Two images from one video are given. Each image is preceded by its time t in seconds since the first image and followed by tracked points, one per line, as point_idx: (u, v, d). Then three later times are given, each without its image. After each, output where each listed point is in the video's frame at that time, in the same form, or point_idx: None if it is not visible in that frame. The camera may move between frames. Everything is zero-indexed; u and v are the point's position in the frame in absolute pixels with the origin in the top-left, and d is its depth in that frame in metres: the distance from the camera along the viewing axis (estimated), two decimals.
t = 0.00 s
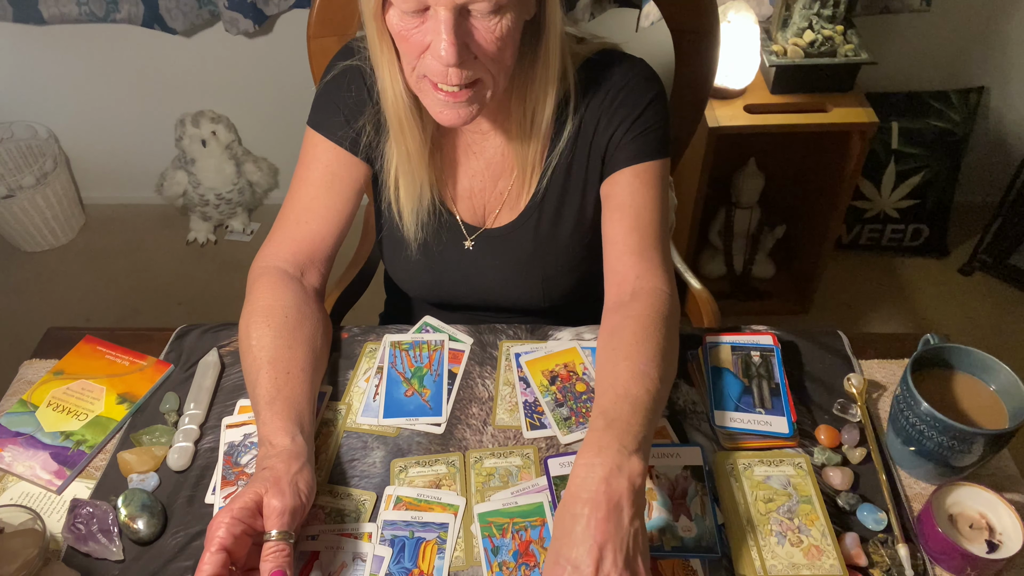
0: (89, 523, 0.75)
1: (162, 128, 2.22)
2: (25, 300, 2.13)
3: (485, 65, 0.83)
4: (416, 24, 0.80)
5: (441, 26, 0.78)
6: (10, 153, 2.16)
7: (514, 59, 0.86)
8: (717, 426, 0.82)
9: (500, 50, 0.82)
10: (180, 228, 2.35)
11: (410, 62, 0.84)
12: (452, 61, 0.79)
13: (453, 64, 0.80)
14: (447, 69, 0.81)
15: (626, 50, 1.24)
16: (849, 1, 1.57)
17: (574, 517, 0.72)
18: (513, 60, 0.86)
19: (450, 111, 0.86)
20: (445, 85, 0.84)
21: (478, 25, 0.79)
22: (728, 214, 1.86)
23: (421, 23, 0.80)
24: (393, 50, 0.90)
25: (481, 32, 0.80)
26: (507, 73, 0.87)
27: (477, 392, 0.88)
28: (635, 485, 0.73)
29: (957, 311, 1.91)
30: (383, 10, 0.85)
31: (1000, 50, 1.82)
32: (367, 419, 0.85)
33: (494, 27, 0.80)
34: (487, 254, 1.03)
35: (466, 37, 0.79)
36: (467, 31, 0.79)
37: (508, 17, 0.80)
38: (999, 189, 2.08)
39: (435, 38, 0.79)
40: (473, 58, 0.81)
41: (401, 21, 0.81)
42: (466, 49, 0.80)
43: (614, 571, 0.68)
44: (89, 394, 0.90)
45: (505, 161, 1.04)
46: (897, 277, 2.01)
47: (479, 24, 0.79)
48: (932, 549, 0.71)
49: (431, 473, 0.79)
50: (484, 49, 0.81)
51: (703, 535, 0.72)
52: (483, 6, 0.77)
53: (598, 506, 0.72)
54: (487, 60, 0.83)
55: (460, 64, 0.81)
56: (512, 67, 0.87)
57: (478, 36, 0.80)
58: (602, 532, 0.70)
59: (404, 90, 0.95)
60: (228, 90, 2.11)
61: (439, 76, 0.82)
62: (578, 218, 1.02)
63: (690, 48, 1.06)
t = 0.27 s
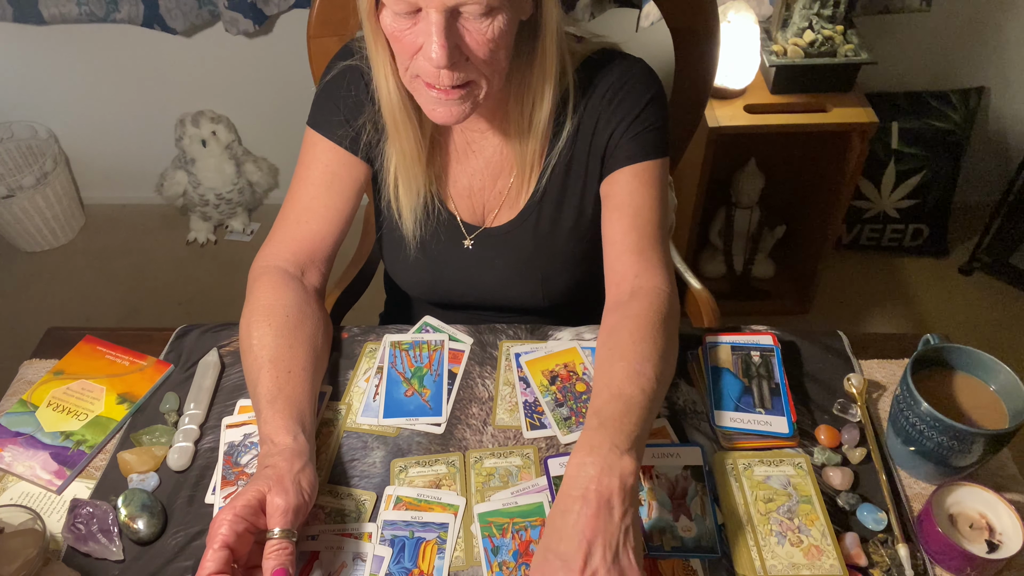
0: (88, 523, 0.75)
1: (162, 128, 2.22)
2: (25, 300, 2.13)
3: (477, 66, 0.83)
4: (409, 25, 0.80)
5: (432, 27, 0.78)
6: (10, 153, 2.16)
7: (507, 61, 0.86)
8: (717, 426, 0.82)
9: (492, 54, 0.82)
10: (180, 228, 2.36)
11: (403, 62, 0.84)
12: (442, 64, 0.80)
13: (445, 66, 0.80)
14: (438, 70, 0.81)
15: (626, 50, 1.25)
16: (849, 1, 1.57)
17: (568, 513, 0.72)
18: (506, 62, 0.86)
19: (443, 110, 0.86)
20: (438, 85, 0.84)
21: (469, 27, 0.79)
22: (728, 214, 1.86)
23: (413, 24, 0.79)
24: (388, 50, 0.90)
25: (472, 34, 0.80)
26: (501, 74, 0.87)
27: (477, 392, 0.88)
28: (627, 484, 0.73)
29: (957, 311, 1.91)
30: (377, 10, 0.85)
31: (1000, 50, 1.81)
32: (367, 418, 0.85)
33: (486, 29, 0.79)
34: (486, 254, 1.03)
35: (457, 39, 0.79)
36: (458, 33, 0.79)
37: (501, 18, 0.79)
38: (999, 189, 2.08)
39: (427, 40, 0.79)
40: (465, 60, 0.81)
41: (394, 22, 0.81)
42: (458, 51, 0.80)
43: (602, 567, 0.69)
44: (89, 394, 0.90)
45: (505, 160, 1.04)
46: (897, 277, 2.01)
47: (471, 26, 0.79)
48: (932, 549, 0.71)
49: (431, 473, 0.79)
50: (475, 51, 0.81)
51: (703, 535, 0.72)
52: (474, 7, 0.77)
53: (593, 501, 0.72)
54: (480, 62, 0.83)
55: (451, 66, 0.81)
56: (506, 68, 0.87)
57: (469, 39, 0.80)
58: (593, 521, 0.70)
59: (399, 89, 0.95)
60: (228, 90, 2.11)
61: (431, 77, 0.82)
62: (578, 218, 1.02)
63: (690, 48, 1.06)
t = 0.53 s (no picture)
0: (88, 523, 0.75)
1: (163, 128, 2.22)
2: (25, 300, 2.13)
3: (479, 54, 0.83)
4: (410, 15, 0.80)
5: (434, 13, 0.78)
6: (10, 153, 2.16)
7: (505, 50, 0.87)
8: (717, 426, 0.82)
9: (492, 38, 0.82)
10: (180, 228, 2.35)
11: (406, 55, 0.84)
12: (447, 49, 0.79)
13: (449, 52, 0.80)
14: (443, 57, 0.81)
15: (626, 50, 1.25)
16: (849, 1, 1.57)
17: (587, 452, 0.68)
18: (504, 50, 0.86)
19: (448, 102, 0.86)
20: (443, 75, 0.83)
21: (472, 12, 0.79)
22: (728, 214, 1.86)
23: (413, 12, 0.79)
24: (387, 45, 0.91)
25: (474, 19, 0.80)
26: (501, 63, 0.87)
27: (477, 392, 0.88)
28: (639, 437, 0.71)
29: (957, 311, 1.91)
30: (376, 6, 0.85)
31: (1001, 50, 1.81)
32: (367, 418, 0.85)
33: (487, 13, 0.80)
34: (486, 254, 1.03)
35: (460, 24, 0.79)
36: (460, 18, 0.79)
37: (501, 3, 0.80)
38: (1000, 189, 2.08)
39: (430, 27, 0.79)
40: (467, 47, 0.81)
41: (394, 11, 0.81)
42: (461, 36, 0.80)
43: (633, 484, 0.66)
44: (89, 394, 0.90)
45: (504, 160, 1.04)
46: (897, 277, 2.01)
47: (473, 11, 0.79)
48: (932, 549, 0.71)
49: (431, 473, 0.79)
50: (477, 37, 0.81)
51: (703, 535, 0.72)
52: None
53: (615, 444, 0.68)
54: (482, 50, 0.83)
55: (455, 52, 0.81)
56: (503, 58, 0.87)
57: (471, 23, 0.80)
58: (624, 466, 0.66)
59: (399, 85, 0.95)
60: (229, 90, 2.11)
61: (436, 66, 0.82)
62: (578, 217, 1.02)
63: (690, 48, 1.06)
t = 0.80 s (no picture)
0: (88, 523, 0.75)
1: (163, 128, 2.22)
2: (25, 299, 2.13)
3: (496, 36, 0.83)
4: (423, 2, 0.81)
5: None
6: (10, 153, 2.16)
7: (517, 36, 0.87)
8: (717, 426, 0.82)
9: (509, 18, 0.83)
10: (180, 228, 2.35)
11: (421, 45, 0.84)
12: (468, 31, 0.80)
13: (469, 34, 0.80)
14: (462, 41, 0.81)
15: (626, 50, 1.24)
16: (849, 1, 1.57)
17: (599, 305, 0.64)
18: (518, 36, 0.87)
19: (464, 94, 0.86)
20: (460, 63, 0.83)
21: None
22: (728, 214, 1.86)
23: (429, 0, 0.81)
24: (396, 39, 0.91)
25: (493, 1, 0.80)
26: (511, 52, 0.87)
27: (477, 392, 0.88)
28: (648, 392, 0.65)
29: (957, 311, 1.91)
30: None
31: (1001, 51, 1.81)
32: (367, 419, 0.85)
33: None
34: (486, 254, 1.03)
35: (480, 7, 0.80)
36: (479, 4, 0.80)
37: None
38: (999, 189, 2.08)
39: (448, 11, 0.79)
40: (485, 30, 0.82)
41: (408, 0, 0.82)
42: (479, 19, 0.81)
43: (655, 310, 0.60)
44: (89, 394, 0.90)
45: (503, 162, 1.04)
46: (897, 277, 2.01)
47: None
48: (931, 549, 0.71)
49: (431, 473, 0.79)
50: (497, 15, 0.81)
51: (702, 535, 0.73)
52: None
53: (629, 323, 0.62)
54: (498, 33, 0.83)
55: (475, 34, 0.81)
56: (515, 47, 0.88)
57: (490, 6, 0.81)
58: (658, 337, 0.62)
59: (407, 81, 0.95)
60: (229, 90, 2.11)
61: (454, 53, 0.82)
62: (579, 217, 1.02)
63: (690, 48, 1.07)
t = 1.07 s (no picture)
0: (88, 523, 0.75)
1: (163, 128, 2.22)
2: (25, 300, 2.13)
3: (486, 40, 0.83)
4: None
5: None
6: (10, 153, 2.16)
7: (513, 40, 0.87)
8: (717, 426, 0.82)
9: (502, 26, 0.83)
10: (180, 228, 2.35)
11: (409, 39, 0.85)
12: (455, 32, 0.80)
13: (456, 36, 0.80)
14: (449, 41, 0.81)
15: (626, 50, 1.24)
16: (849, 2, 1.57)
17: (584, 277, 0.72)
18: (512, 42, 0.87)
19: (446, 93, 0.86)
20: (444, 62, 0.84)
21: None
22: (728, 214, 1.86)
23: None
24: (393, 32, 0.91)
25: (485, 6, 0.81)
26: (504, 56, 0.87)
27: (477, 392, 0.88)
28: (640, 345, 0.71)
29: (957, 312, 1.91)
30: None
31: (1001, 51, 1.81)
32: (367, 419, 0.85)
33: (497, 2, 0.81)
34: (486, 254, 1.03)
35: (470, 10, 0.80)
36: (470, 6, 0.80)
37: None
38: (1000, 189, 2.08)
39: (438, 11, 0.80)
40: (474, 32, 0.82)
41: None
42: (469, 22, 0.81)
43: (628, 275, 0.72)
44: (89, 394, 0.90)
45: (503, 162, 1.04)
46: (896, 277, 2.01)
47: None
48: (931, 549, 0.71)
49: (431, 473, 0.79)
50: (487, 23, 0.82)
51: (703, 535, 0.73)
52: None
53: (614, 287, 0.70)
54: (490, 36, 0.83)
55: (462, 36, 0.81)
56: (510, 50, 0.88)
57: (481, 10, 0.81)
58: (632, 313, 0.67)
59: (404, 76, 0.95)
60: (229, 90, 2.11)
61: (440, 50, 0.82)
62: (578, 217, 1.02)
63: (690, 48, 1.07)
